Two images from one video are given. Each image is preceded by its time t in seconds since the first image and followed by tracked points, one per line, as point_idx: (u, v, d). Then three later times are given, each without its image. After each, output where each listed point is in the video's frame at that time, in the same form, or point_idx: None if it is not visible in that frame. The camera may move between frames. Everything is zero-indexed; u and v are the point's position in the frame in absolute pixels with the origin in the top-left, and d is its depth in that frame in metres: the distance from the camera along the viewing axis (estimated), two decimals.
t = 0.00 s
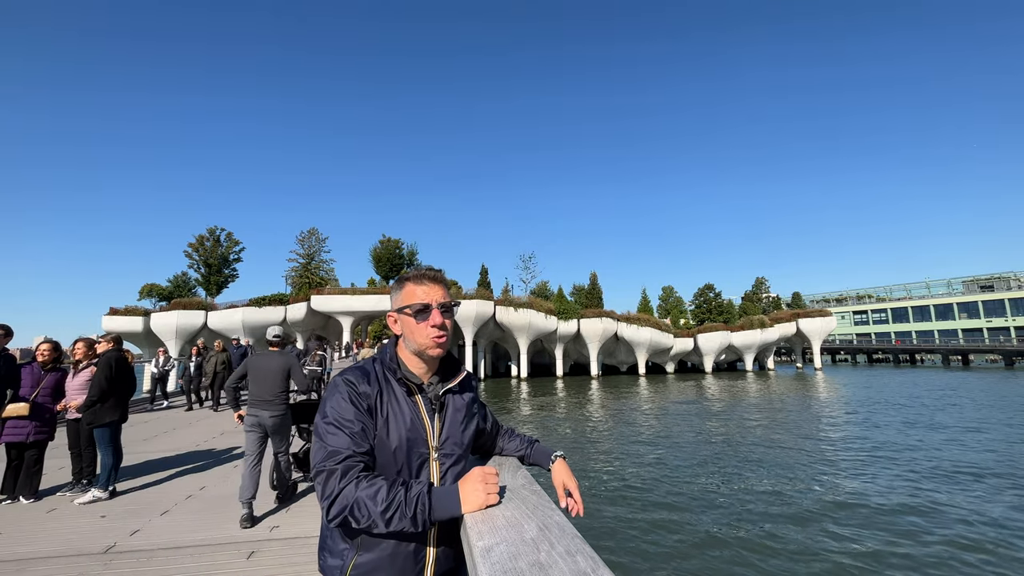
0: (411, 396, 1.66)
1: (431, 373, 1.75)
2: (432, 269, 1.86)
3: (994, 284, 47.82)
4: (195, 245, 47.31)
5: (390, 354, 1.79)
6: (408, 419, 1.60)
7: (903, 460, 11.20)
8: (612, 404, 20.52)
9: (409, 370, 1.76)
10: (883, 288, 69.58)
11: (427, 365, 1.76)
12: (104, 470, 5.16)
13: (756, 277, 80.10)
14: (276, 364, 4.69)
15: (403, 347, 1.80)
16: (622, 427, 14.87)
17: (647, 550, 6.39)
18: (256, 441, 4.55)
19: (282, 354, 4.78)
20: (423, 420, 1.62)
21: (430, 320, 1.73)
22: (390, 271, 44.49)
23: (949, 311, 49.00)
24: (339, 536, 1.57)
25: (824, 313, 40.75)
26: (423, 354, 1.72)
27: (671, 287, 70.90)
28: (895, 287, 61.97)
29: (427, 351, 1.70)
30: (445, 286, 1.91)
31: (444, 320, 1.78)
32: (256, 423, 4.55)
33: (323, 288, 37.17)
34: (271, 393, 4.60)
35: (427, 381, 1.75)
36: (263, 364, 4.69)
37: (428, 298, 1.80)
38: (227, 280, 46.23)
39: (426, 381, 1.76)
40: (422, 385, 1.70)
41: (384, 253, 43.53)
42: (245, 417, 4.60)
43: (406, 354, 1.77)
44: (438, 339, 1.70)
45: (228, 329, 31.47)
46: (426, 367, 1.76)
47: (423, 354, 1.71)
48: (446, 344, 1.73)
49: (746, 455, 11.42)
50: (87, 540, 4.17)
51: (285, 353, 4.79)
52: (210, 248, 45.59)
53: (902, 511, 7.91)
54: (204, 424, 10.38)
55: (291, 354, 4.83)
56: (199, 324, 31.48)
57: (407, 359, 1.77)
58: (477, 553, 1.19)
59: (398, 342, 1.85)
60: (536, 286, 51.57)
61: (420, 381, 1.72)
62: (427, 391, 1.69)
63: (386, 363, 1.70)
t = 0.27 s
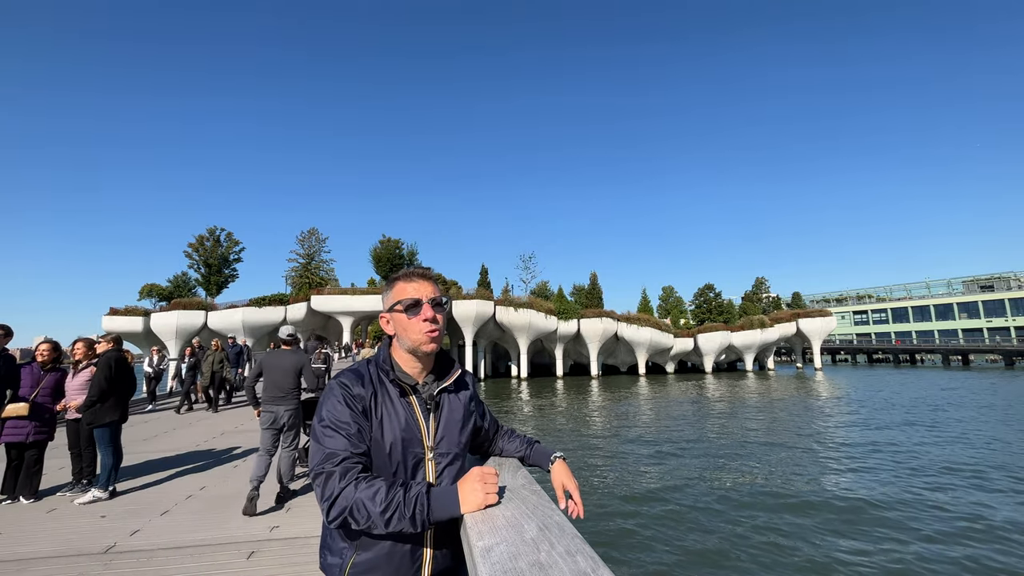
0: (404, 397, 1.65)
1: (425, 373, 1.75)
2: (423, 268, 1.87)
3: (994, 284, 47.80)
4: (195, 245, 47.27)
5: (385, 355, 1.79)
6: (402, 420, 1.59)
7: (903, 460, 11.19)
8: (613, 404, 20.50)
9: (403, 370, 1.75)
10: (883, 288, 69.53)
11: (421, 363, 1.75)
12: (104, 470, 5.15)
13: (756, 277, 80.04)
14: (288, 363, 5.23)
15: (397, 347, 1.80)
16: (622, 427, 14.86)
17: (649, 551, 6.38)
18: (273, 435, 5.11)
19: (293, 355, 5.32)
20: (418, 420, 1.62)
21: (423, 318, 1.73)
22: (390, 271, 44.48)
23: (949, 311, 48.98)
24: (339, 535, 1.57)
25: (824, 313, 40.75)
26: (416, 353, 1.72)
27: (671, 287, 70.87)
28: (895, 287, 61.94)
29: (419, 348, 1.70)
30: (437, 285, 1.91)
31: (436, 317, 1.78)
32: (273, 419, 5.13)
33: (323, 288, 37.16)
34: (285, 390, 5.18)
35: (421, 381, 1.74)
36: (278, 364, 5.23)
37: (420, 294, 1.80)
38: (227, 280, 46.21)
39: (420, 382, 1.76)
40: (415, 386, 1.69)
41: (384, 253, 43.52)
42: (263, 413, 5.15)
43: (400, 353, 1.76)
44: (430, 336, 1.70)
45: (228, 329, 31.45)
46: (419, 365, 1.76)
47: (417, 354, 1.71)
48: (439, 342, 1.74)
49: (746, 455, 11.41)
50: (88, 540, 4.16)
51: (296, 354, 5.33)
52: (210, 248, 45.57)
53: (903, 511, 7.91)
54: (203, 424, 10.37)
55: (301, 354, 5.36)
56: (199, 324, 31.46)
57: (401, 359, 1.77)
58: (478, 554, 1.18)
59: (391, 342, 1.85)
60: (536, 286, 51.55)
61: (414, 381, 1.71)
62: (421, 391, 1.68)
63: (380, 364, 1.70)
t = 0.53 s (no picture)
0: (401, 397, 1.65)
1: (422, 374, 1.75)
2: (418, 269, 1.87)
3: (994, 284, 47.78)
4: (195, 245, 47.27)
5: (383, 357, 1.79)
6: (400, 420, 1.59)
7: (904, 460, 11.18)
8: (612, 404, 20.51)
9: (400, 372, 1.75)
10: (883, 288, 69.52)
11: (418, 365, 1.75)
12: (104, 470, 5.15)
13: (756, 277, 80.02)
14: (296, 361, 5.40)
15: (394, 348, 1.80)
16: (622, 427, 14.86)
17: (648, 551, 6.37)
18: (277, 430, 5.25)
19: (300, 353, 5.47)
20: (416, 420, 1.62)
21: (419, 320, 1.73)
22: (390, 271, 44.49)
23: (950, 311, 48.95)
24: (339, 534, 1.57)
25: (824, 313, 40.75)
26: (414, 354, 1.71)
27: (671, 287, 70.87)
28: (895, 287, 61.93)
29: (416, 350, 1.69)
30: (432, 287, 1.91)
31: (431, 319, 1.78)
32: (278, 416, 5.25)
33: (323, 288, 37.17)
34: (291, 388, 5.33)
35: (418, 382, 1.74)
36: (285, 361, 5.37)
37: (414, 297, 1.81)
38: (227, 280, 46.21)
39: (417, 382, 1.76)
40: (412, 386, 1.69)
41: (384, 253, 43.53)
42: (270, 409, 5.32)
43: (397, 355, 1.76)
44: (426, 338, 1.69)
45: (228, 329, 31.46)
46: (417, 367, 1.76)
47: (414, 355, 1.70)
48: (437, 343, 1.74)
49: (745, 455, 11.41)
50: (88, 539, 4.17)
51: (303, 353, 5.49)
52: (210, 248, 45.59)
53: (903, 511, 7.90)
54: (203, 424, 10.37)
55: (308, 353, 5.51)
56: (199, 324, 31.47)
57: (398, 361, 1.77)
58: (477, 553, 1.19)
59: (389, 344, 1.85)
60: (536, 286, 51.55)
61: (411, 382, 1.71)
62: (418, 391, 1.68)
63: (377, 365, 1.70)
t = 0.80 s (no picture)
0: (401, 398, 1.65)
1: (421, 373, 1.75)
2: (416, 270, 1.87)
3: (994, 284, 47.78)
4: (195, 245, 47.28)
5: (383, 358, 1.79)
6: (399, 421, 1.59)
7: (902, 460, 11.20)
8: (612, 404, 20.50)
9: (400, 372, 1.74)
10: (882, 288, 69.51)
11: (416, 365, 1.75)
12: (105, 470, 5.15)
13: (757, 277, 79.99)
14: (299, 361, 5.51)
15: (393, 351, 1.79)
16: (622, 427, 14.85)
17: (648, 550, 6.37)
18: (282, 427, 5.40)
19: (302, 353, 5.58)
20: (416, 420, 1.62)
21: (417, 321, 1.73)
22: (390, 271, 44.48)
23: (950, 311, 48.95)
24: (339, 533, 1.57)
25: (824, 313, 40.74)
26: (413, 355, 1.71)
27: (671, 287, 70.86)
28: (895, 287, 61.91)
29: (417, 351, 1.69)
30: (430, 288, 1.91)
31: (429, 320, 1.78)
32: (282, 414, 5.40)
33: (323, 288, 37.18)
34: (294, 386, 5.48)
35: (417, 382, 1.74)
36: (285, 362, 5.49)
37: (412, 299, 1.80)
38: (227, 280, 46.20)
39: (417, 382, 1.75)
40: (412, 387, 1.68)
41: (384, 253, 43.53)
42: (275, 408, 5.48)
43: (397, 357, 1.76)
44: (425, 339, 1.69)
45: (228, 329, 31.45)
46: (417, 367, 1.75)
47: (413, 355, 1.70)
48: (435, 344, 1.74)
49: (744, 454, 11.42)
50: (87, 540, 4.16)
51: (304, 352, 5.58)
52: (210, 248, 45.58)
53: (903, 510, 7.93)
54: (202, 424, 10.37)
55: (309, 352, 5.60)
56: (199, 324, 31.46)
57: (397, 362, 1.77)
58: (477, 553, 1.19)
59: (388, 346, 1.84)
60: (536, 286, 51.54)
61: (410, 382, 1.70)
62: (417, 392, 1.68)
63: (377, 365, 1.70)
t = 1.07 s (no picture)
0: (402, 398, 1.65)
1: (422, 374, 1.75)
2: (417, 271, 1.87)
3: (994, 284, 47.75)
4: (195, 245, 47.26)
5: (384, 359, 1.78)
6: (400, 421, 1.59)
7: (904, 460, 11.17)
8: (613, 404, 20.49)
9: (400, 373, 1.75)
10: (882, 288, 69.50)
11: (417, 366, 1.75)
12: (105, 470, 5.15)
13: (756, 277, 80.02)
14: (298, 359, 5.53)
15: (393, 352, 1.80)
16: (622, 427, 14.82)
17: (648, 550, 6.37)
18: (285, 424, 5.52)
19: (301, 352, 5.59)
20: (417, 421, 1.62)
21: (417, 322, 1.73)
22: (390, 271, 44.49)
23: (950, 311, 48.94)
24: (341, 532, 1.57)
25: (824, 313, 40.72)
26: (413, 357, 1.71)
27: (672, 287, 70.86)
28: (895, 287, 61.91)
29: (417, 353, 1.69)
30: (430, 289, 1.91)
31: (430, 321, 1.78)
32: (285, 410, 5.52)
33: (323, 288, 37.17)
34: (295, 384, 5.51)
35: (418, 383, 1.73)
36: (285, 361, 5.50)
37: (413, 301, 1.80)
38: (227, 280, 46.19)
39: (418, 383, 1.75)
40: (413, 387, 1.69)
41: (384, 253, 43.54)
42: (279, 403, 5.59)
43: (398, 357, 1.76)
44: (426, 341, 1.69)
45: (228, 329, 31.45)
46: (417, 368, 1.76)
47: (413, 357, 1.70)
48: (436, 345, 1.74)
49: (745, 455, 11.40)
50: (87, 539, 4.16)
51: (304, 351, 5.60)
52: (210, 248, 45.58)
53: (904, 511, 7.90)
54: (203, 424, 10.36)
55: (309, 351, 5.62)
56: (199, 324, 31.46)
57: (398, 363, 1.77)
58: (478, 553, 1.18)
59: (389, 346, 1.85)
60: (536, 286, 51.52)
61: (410, 383, 1.71)
62: (418, 392, 1.68)
63: (378, 366, 1.71)
